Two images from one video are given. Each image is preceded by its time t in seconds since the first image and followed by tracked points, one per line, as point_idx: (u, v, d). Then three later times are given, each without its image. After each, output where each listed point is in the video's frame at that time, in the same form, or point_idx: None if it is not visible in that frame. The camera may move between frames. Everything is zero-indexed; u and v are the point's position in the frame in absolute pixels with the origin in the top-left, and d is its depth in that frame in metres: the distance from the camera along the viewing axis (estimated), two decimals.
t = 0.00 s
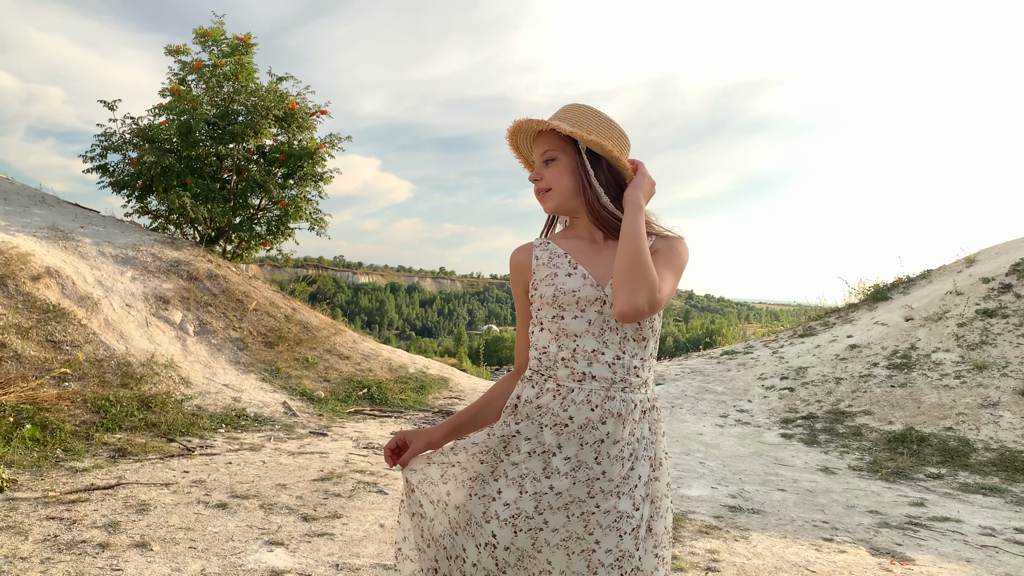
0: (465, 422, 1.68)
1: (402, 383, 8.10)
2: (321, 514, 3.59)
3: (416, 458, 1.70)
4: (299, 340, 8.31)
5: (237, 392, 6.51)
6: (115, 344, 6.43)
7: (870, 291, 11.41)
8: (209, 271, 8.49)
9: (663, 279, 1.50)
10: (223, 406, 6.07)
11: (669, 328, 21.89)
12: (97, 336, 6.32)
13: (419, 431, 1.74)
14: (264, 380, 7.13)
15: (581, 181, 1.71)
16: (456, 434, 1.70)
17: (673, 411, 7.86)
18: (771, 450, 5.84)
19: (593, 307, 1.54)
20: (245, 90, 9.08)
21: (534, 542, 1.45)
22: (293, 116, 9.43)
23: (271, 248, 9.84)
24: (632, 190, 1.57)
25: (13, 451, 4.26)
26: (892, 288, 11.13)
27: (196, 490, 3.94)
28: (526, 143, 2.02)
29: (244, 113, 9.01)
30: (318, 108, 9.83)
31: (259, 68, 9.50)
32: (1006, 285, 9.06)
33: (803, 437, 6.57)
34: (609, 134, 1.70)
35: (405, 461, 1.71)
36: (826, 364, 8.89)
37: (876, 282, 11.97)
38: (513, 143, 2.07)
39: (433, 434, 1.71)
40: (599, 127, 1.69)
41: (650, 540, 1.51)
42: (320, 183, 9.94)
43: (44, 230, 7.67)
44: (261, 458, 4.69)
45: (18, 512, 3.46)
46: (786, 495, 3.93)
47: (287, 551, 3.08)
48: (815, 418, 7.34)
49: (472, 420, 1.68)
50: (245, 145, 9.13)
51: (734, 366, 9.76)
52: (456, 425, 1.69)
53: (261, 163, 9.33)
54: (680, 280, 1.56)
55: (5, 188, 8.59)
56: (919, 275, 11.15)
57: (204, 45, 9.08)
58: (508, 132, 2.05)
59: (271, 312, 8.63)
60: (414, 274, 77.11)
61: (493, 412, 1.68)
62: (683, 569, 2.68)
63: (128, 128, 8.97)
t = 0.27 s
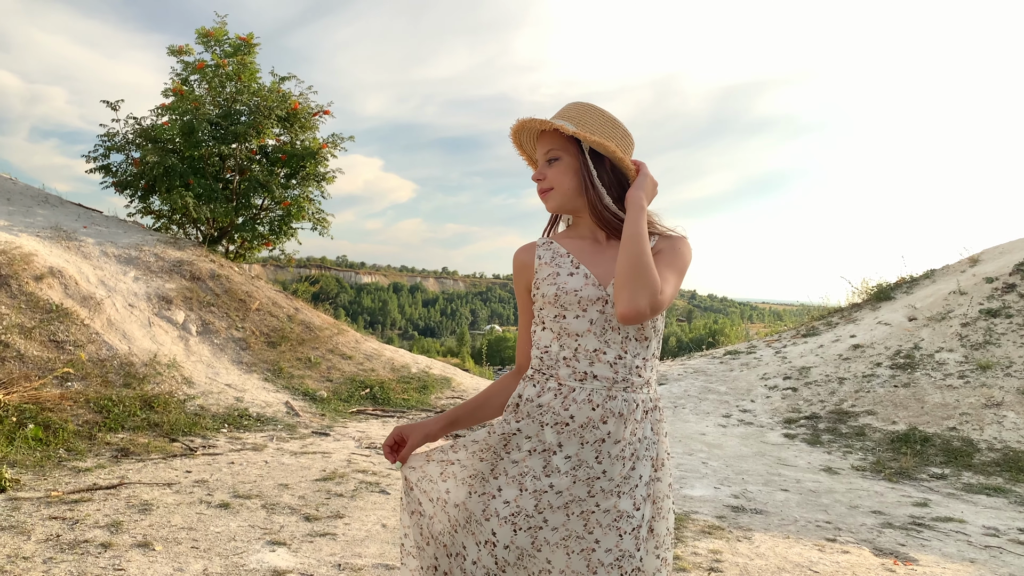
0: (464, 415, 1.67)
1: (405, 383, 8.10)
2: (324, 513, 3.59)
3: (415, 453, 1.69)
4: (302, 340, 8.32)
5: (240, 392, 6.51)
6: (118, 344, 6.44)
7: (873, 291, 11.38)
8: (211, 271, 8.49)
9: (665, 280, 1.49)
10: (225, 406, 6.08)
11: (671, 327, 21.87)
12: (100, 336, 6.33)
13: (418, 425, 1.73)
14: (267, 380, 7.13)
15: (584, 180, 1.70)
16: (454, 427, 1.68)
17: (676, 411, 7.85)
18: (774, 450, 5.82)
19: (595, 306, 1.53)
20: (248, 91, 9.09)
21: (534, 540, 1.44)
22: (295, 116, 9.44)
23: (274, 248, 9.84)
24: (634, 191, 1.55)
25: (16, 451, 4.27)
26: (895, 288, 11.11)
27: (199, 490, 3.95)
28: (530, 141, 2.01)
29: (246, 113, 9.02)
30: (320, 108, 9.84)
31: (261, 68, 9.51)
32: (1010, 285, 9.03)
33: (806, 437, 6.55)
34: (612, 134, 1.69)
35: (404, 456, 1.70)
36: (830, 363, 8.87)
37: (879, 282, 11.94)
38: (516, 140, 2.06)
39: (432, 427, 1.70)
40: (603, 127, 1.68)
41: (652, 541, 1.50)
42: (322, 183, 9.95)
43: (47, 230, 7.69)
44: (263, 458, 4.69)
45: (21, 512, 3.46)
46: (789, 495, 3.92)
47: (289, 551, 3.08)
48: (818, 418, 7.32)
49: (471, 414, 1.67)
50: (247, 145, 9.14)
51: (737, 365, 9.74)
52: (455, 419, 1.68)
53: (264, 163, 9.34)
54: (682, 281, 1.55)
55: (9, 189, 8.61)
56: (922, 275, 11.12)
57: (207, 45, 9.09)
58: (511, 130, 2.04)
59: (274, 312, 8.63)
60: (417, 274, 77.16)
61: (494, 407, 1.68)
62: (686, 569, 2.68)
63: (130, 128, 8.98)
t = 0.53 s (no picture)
0: (465, 413, 1.66)
1: (407, 382, 8.10)
2: (325, 513, 3.59)
3: (415, 449, 1.69)
4: (304, 340, 8.32)
5: (242, 391, 6.52)
6: (121, 343, 6.45)
7: (877, 291, 11.35)
8: (214, 270, 8.50)
9: (668, 282, 1.48)
10: (227, 405, 6.08)
11: (674, 328, 21.85)
12: (102, 336, 6.34)
13: (419, 420, 1.72)
14: (269, 380, 7.14)
15: (588, 180, 1.69)
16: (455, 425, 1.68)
17: (678, 411, 7.84)
18: (776, 450, 5.81)
19: (597, 306, 1.53)
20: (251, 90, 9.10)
21: (532, 539, 1.44)
22: (298, 116, 9.45)
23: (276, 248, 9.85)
24: (638, 192, 1.54)
25: (18, 450, 4.28)
26: (898, 288, 11.08)
27: (200, 490, 3.95)
28: (533, 139, 2.00)
29: (249, 113, 9.03)
30: (323, 108, 9.84)
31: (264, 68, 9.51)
32: (1014, 285, 9.00)
33: (809, 437, 6.54)
34: (617, 134, 1.68)
35: (404, 451, 1.70)
36: (832, 364, 8.85)
37: (882, 282, 11.92)
38: (520, 138, 2.04)
39: (433, 424, 1.69)
40: (607, 127, 1.67)
41: (652, 542, 1.49)
42: (325, 182, 9.95)
43: (50, 230, 7.71)
44: (265, 457, 4.69)
45: (23, 512, 3.47)
46: (792, 496, 3.91)
47: (290, 551, 3.08)
48: (821, 419, 7.30)
49: (473, 411, 1.66)
50: (250, 145, 9.16)
51: (739, 366, 9.72)
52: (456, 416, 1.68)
53: (267, 163, 9.35)
54: (685, 283, 1.54)
55: (12, 188, 8.63)
56: (926, 275, 11.09)
57: (210, 45, 9.10)
58: (515, 128, 2.03)
59: (276, 312, 8.64)
60: (419, 274, 77.20)
61: (495, 405, 1.68)
62: (687, 569, 2.67)
63: (133, 128, 8.99)
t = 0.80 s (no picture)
0: (470, 415, 1.65)
1: (409, 382, 8.09)
2: (327, 513, 3.59)
3: (418, 450, 1.69)
4: (306, 340, 8.32)
5: (244, 391, 6.52)
6: (123, 343, 6.46)
7: (880, 291, 11.32)
8: (216, 270, 8.50)
9: (671, 283, 1.47)
10: (230, 405, 6.08)
11: (677, 327, 21.82)
12: (105, 335, 6.35)
13: (423, 421, 1.71)
14: (271, 379, 7.15)
15: (591, 179, 1.69)
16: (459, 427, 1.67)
17: (681, 410, 7.83)
18: (779, 450, 5.80)
19: (600, 306, 1.52)
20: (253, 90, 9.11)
21: (534, 539, 1.43)
22: (300, 116, 9.45)
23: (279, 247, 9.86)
24: (642, 192, 1.54)
25: (21, 449, 4.28)
26: (901, 288, 11.06)
27: (203, 489, 3.95)
28: (538, 137, 1.99)
29: (251, 113, 9.04)
30: (325, 108, 9.84)
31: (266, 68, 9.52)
32: (1017, 285, 8.98)
33: (812, 437, 6.53)
34: (622, 132, 1.68)
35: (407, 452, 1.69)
36: (835, 363, 8.84)
37: (885, 282, 11.89)
38: (523, 136, 2.04)
39: (436, 425, 1.68)
40: (612, 126, 1.67)
41: (654, 543, 1.49)
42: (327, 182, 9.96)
43: (52, 230, 7.72)
44: (267, 457, 4.69)
45: (26, 511, 3.48)
46: (795, 496, 3.90)
47: (293, 550, 3.07)
48: (824, 418, 7.29)
49: (476, 413, 1.65)
50: (253, 145, 9.16)
51: (742, 366, 9.71)
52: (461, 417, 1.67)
53: (269, 163, 9.36)
54: (688, 284, 1.54)
55: (15, 188, 8.65)
56: (929, 275, 11.07)
57: (212, 45, 9.10)
58: (519, 126, 2.02)
59: (279, 312, 8.64)
60: (421, 274, 77.22)
61: (498, 406, 1.67)
62: (689, 569, 2.67)
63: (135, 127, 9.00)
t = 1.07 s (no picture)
0: (474, 417, 1.66)
1: (411, 382, 8.09)
2: (329, 512, 3.59)
3: (422, 452, 1.69)
4: (308, 339, 8.33)
5: (246, 390, 6.52)
6: (125, 342, 6.47)
7: (882, 291, 11.30)
8: (218, 269, 8.51)
9: (671, 285, 1.47)
10: (232, 404, 6.09)
11: (679, 327, 21.79)
12: (107, 335, 6.36)
13: (428, 423, 1.73)
14: (273, 379, 7.15)
15: (596, 179, 1.68)
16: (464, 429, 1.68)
17: (683, 410, 7.83)
18: (781, 450, 5.80)
19: (601, 305, 1.52)
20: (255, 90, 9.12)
21: (536, 539, 1.43)
22: (302, 116, 9.46)
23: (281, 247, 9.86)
24: (645, 193, 1.53)
25: (23, 448, 4.29)
26: (904, 288, 11.04)
27: (205, 488, 3.96)
28: (543, 134, 1.98)
29: (253, 113, 9.05)
30: (327, 107, 9.85)
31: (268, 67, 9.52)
32: (1020, 285, 8.96)
33: (814, 437, 6.52)
34: (628, 131, 1.68)
35: (411, 454, 1.71)
36: (838, 363, 8.82)
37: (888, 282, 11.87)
38: (528, 131, 2.03)
39: (440, 427, 1.70)
40: (618, 124, 1.66)
41: (656, 544, 1.48)
42: (329, 182, 9.96)
43: (55, 229, 7.74)
44: (269, 456, 4.69)
45: (28, 510, 3.49)
46: (796, 496, 3.90)
47: (294, 549, 3.08)
48: (826, 418, 7.28)
49: (480, 414, 1.66)
50: (255, 144, 9.17)
51: (744, 365, 9.70)
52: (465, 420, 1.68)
53: (271, 162, 9.36)
54: (689, 285, 1.53)
55: (17, 188, 8.67)
56: (931, 275, 11.05)
57: (214, 45, 9.11)
58: (524, 121, 2.00)
59: (281, 311, 8.64)
60: (423, 273, 77.23)
61: (501, 407, 1.67)
62: (691, 569, 2.66)
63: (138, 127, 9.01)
